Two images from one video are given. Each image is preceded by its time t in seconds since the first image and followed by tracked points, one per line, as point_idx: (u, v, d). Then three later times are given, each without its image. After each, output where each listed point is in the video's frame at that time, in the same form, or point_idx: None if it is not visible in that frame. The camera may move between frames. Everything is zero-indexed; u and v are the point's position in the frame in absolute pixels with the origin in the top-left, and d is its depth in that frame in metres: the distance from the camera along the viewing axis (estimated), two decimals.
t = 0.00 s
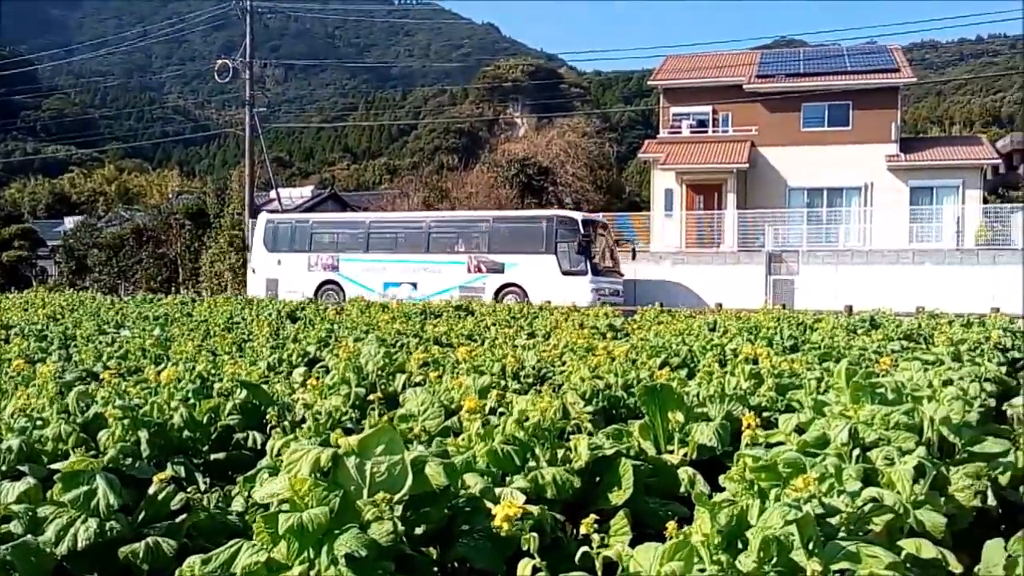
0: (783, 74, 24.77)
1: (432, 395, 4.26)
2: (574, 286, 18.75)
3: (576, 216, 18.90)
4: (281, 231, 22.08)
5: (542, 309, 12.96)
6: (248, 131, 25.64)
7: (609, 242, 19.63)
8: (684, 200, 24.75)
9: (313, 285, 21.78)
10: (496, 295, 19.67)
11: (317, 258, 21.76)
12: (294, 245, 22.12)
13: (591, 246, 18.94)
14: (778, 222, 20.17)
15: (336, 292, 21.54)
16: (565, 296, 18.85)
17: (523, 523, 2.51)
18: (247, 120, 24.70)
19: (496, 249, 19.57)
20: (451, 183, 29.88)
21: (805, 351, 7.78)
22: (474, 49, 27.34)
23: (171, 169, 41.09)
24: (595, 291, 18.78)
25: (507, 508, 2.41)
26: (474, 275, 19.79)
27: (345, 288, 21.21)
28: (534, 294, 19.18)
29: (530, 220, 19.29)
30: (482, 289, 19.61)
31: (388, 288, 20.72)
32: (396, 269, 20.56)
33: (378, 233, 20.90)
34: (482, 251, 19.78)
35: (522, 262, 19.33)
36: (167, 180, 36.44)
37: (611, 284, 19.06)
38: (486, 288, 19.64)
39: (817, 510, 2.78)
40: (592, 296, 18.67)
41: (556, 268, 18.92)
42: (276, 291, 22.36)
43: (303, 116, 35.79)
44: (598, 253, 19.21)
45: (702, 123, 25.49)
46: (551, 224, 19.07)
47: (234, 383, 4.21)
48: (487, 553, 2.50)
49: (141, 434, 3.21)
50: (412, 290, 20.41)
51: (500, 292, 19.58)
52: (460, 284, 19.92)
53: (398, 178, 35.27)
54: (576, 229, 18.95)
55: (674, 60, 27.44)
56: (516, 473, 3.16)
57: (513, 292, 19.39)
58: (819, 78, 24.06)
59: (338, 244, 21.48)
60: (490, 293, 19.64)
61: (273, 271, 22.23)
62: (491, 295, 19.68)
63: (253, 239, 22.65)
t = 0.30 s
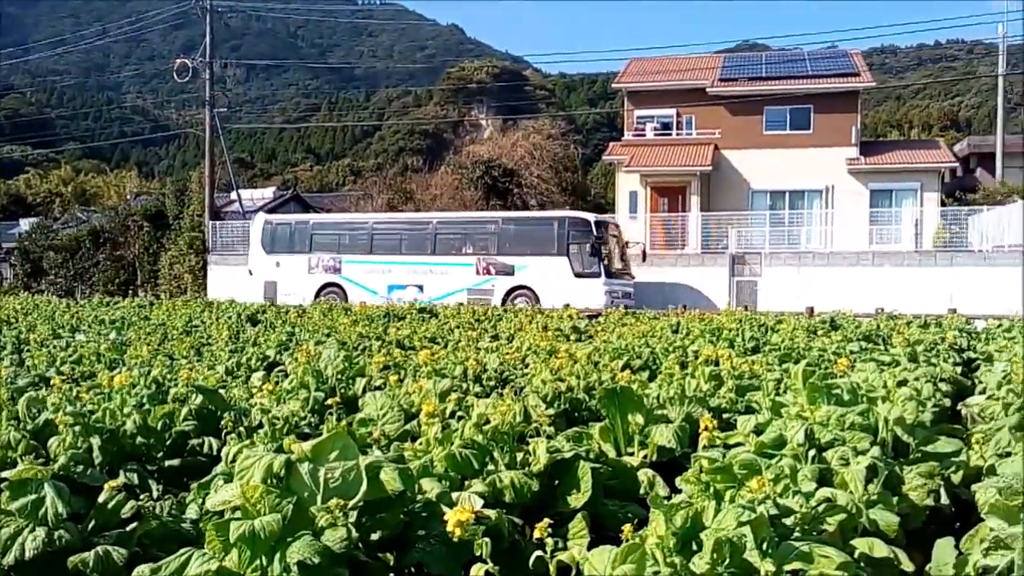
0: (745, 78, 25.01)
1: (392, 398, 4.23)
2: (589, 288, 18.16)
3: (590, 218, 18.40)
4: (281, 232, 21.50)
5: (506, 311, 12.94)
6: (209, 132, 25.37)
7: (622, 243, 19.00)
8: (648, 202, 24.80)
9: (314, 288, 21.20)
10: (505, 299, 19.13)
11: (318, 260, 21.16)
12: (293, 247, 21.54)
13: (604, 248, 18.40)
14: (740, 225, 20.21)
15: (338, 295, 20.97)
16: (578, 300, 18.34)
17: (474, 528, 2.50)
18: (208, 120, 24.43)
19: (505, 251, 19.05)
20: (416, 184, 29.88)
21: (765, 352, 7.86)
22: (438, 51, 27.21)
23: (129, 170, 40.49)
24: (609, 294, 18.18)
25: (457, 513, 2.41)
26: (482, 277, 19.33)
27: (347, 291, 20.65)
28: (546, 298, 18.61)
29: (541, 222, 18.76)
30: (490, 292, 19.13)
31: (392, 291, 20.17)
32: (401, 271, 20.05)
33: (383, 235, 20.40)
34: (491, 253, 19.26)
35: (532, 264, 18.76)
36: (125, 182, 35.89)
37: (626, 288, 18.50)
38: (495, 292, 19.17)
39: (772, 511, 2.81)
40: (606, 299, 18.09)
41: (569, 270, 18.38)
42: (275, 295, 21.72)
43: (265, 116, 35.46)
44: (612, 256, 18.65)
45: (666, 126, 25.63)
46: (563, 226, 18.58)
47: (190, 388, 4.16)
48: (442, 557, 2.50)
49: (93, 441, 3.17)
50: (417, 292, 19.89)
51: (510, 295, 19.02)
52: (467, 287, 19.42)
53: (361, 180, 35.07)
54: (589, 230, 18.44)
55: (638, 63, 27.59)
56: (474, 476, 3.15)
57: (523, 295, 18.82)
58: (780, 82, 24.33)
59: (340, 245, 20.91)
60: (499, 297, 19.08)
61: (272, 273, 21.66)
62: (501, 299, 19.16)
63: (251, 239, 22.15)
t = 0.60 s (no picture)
0: (710, 81, 25.20)
1: (353, 403, 4.21)
2: (606, 291, 17.70)
3: (608, 220, 17.88)
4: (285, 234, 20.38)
5: (473, 315, 12.85)
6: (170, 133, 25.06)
7: (635, 246, 18.59)
8: (614, 204, 24.89)
9: (318, 293, 20.07)
10: (519, 303, 18.43)
11: (324, 263, 20.07)
12: (297, 249, 20.45)
13: (620, 250, 17.91)
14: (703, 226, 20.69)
15: (345, 299, 19.92)
16: (596, 304, 17.78)
17: (431, 534, 2.49)
18: (168, 121, 24.14)
19: (520, 253, 18.37)
20: (381, 185, 29.41)
21: (728, 355, 7.92)
22: (403, 53, 27.11)
23: (89, 172, 39.87)
24: (625, 297, 17.75)
25: (413, 519, 2.40)
26: (495, 280, 18.52)
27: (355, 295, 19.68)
28: (562, 301, 18.03)
29: (555, 223, 18.18)
30: (506, 295, 18.30)
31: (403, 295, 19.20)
32: (412, 274, 19.13)
33: (392, 236, 19.46)
34: (505, 255, 18.53)
35: (546, 267, 18.20)
36: (85, 184, 35.33)
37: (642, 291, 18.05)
38: (510, 294, 18.39)
39: (729, 512, 2.83)
40: (624, 304, 17.65)
41: (585, 273, 17.85)
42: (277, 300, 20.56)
43: (228, 118, 35.10)
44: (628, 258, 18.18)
45: (631, 129, 25.75)
46: (578, 227, 18.03)
47: (147, 393, 4.11)
48: (401, 561, 2.50)
49: (47, 447, 3.13)
50: (429, 296, 18.98)
51: (524, 299, 18.38)
52: (480, 290, 18.57)
53: (326, 182, 34.79)
54: (606, 231, 17.88)
55: (603, 66, 27.72)
56: (435, 480, 3.15)
57: (537, 299, 18.23)
58: (744, 85, 24.68)
59: (346, 248, 19.93)
60: (513, 301, 18.40)
61: (274, 277, 20.55)
62: (514, 303, 18.43)
63: (252, 242, 20.88)
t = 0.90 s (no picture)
0: (675, 86, 25.35)
1: (311, 406, 4.18)
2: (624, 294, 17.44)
3: (629, 222, 17.63)
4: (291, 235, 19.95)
5: (436, 317, 12.81)
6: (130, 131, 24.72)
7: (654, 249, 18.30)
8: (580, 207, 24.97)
9: (326, 294, 19.61)
10: (534, 306, 18.08)
11: (330, 264, 19.65)
12: (303, 250, 19.95)
13: (640, 252, 17.66)
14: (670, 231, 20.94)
15: (351, 301, 19.46)
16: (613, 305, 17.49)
17: (384, 539, 2.48)
18: (128, 119, 23.82)
19: (536, 255, 18.04)
20: (346, 187, 29.42)
21: (690, 358, 7.98)
22: (369, 53, 26.99)
23: (47, 170, 39.23)
24: (644, 301, 17.49)
25: (367, 525, 2.38)
26: (510, 282, 18.22)
27: (363, 297, 19.23)
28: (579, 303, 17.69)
29: (573, 225, 17.83)
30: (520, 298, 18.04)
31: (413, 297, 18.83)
32: (422, 275, 18.75)
33: (402, 237, 19.05)
34: (520, 258, 18.20)
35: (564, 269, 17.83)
36: (42, 182, 34.75)
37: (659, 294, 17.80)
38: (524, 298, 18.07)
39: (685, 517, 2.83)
40: (643, 306, 17.38)
41: (603, 276, 17.57)
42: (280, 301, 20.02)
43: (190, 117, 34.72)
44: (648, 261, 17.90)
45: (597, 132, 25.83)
46: (596, 227, 17.71)
47: (101, 397, 4.05)
48: (355, 566, 2.48)
49: None
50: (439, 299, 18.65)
51: (539, 302, 18.00)
52: (494, 292, 18.27)
53: (290, 182, 34.54)
54: (625, 234, 17.63)
55: (569, 69, 27.79)
56: (392, 485, 3.13)
57: (554, 302, 17.82)
58: (710, 90, 24.75)
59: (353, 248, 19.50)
60: (528, 304, 18.03)
61: (279, 277, 20.00)
62: (529, 306, 18.09)
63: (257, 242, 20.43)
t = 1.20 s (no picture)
0: (636, 86, 25.46)
1: (264, 409, 4.14)
2: (641, 294, 17.36)
3: (644, 221, 17.48)
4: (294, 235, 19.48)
5: (398, 318, 12.77)
6: (84, 129, 24.31)
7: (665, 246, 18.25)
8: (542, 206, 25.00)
9: (331, 295, 19.29)
10: (548, 307, 17.92)
11: (337, 265, 19.27)
12: (307, 250, 19.53)
13: (655, 251, 17.57)
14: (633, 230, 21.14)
15: (358, 302, 19.13)
16: (628, 305, 17.46)
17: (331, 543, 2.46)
18: (81, 118, 23.42)
19: (550, 256, 17.88)
20: (305, 187, 29.27)
21: (650, 358, 8.03)
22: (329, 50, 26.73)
23: None
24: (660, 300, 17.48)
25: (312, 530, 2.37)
26: (524, 283, 18.02)
27: (371, 298, 18.91)
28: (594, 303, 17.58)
29: (588, 224, 17.72)
30: (534, 299, 17.83)
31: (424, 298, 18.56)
32: (432, 276, 18.48)
33: (411, 237, 18.74)
34: (533, 257, 18.02)
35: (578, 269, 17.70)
36: None
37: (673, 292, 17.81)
38: (538, 298, 17.87)
39: (638, 516, 2.84)
40: (660, 305, 17.40)
41: (619, 276, 17.47)
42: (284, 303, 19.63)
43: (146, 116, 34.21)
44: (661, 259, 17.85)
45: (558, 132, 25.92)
46: (611, 226, 17.59)
47: (49, 400, 3.99)
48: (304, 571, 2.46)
49: None
50: (451, 299, 18.41)
51: (553, 303, 17.83)
52: (507, 292, 18.06)
53: (248, 181, 34.20)
54: (641, 233, 17.50)
55: (530, 69, 27.78)
56: (346, 487, 3.10)
57: (567, 302, 17.71)
58: (670, 91, 24.91)
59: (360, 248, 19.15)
60: (541, 305, 17.85)
61: (282, 279, 19.56)
62: (543, 307, 17.90)
63: (259, 243, 19.91)
